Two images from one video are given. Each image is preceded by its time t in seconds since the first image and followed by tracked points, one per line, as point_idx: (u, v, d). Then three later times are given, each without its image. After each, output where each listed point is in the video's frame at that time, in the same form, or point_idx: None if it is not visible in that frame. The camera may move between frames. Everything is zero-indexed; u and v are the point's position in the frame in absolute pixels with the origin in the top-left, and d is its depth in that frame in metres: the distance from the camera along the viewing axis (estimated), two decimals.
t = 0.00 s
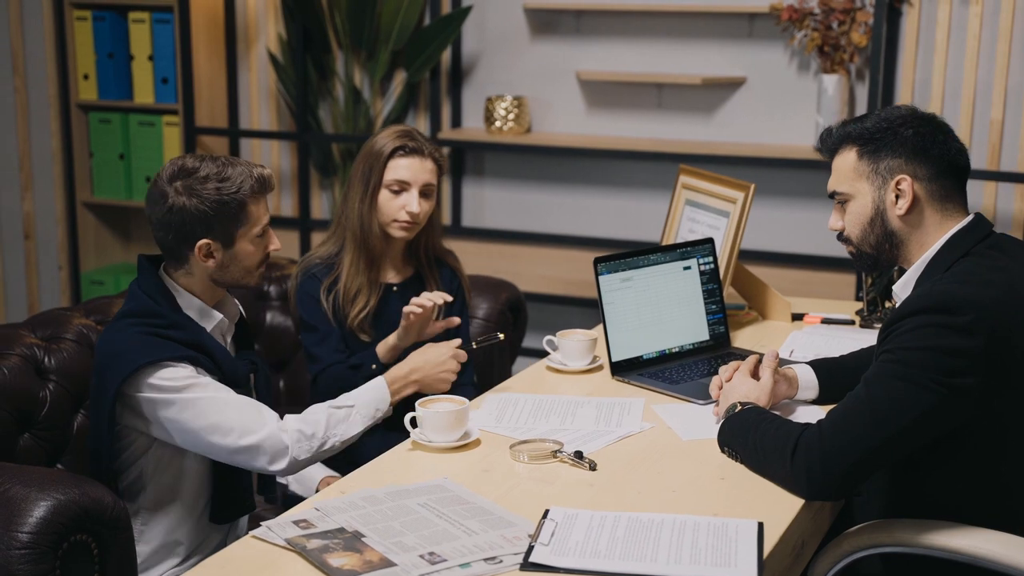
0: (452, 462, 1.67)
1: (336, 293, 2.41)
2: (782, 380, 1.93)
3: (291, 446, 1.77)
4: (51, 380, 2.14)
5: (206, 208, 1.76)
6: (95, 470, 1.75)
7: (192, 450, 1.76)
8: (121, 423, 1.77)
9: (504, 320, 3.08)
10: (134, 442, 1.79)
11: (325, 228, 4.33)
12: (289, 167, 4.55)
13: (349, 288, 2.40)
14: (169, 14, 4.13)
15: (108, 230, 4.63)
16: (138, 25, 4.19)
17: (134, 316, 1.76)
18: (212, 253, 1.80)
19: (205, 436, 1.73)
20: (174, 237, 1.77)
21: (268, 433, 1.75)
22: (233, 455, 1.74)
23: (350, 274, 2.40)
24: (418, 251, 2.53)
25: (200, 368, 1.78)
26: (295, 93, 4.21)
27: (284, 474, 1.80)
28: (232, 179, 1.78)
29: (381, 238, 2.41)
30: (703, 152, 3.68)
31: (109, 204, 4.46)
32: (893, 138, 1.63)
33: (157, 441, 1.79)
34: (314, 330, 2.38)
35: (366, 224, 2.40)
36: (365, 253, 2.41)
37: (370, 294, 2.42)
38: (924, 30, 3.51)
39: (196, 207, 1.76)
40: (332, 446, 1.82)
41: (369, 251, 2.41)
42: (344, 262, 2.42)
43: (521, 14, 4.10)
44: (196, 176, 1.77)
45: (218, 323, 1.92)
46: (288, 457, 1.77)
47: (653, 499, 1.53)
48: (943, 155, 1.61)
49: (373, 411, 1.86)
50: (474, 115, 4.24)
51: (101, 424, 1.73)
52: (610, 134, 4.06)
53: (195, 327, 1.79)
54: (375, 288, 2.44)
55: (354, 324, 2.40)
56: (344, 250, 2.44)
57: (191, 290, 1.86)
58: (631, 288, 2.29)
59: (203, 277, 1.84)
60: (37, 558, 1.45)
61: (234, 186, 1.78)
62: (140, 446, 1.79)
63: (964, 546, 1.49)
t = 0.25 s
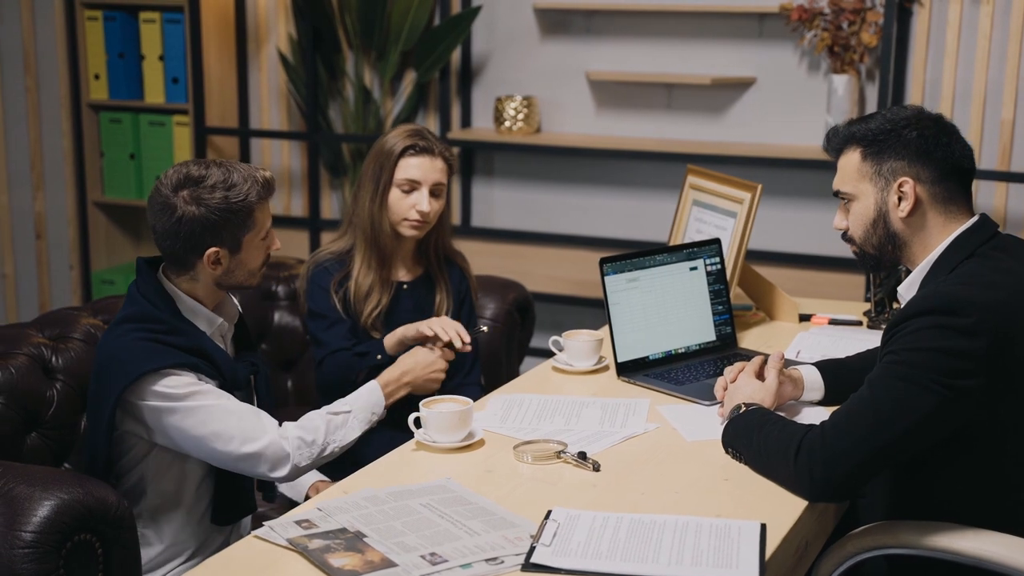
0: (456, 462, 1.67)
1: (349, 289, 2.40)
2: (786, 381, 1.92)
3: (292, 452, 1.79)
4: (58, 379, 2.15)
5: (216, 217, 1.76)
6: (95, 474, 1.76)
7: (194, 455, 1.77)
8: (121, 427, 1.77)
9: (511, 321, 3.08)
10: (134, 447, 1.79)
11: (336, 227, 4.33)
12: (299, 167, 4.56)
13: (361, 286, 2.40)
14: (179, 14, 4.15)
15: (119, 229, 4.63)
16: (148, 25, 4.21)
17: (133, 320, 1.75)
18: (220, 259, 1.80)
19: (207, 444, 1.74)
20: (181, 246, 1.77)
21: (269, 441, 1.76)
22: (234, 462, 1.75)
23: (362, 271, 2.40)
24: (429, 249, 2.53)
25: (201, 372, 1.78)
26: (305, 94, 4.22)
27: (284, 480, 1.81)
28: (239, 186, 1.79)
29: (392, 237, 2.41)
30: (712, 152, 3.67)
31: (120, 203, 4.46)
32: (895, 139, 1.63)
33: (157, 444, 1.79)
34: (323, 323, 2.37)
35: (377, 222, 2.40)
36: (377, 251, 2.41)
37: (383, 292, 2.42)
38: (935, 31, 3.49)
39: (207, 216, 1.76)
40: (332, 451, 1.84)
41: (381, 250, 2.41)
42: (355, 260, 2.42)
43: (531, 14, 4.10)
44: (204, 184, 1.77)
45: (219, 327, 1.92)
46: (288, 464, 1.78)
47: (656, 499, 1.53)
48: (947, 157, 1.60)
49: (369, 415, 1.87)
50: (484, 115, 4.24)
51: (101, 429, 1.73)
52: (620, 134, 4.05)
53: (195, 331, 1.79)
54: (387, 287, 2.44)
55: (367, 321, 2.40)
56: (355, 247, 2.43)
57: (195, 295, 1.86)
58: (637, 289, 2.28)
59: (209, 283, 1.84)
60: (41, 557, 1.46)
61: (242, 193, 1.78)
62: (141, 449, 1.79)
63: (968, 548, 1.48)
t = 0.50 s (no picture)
0: (456, 462, 1.67)
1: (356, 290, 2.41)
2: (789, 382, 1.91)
3: (292, 451, 1.79)
4: (62, 379, 2.15)
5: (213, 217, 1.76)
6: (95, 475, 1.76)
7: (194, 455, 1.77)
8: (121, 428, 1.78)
9: (516, 321, 3.08)
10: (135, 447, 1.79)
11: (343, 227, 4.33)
12: (305, 167, 4.57)
13: (368, 286, 2.40)
14: (186, 14, 4.14)
15: (126, 229, 4.62)
16: (155, 25, 4.21)
17: (133, 320, 1.76)
18: (216, 259, 1.81)
19: (207, 444, 1.74)
20: (179, 245, 1.78)
21: (270, 440, 1.77)
22: (235, 461, 1.76)
23: (369, 273, 2.41)
24: (437, 251, 2.53)
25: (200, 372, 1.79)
26: (312, 94, 4.23)
27: (285, 479, 1.81)
28: (236, 186, 1.79)
29: (400, 239, 2.41)
30: (718, 152, 3.67)
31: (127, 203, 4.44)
32: (897, 141, 1.63)
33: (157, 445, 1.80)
34: (325, 321, 2.39)
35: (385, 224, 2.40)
36: (384, 252, 2.41)
37: (391, 293, 2.43)
38: (942, 30, 3.48)
39: (203, 215, 1.76)
40: (332, 450, 1.84)
41: (389, 251, 2.41)
42: (363, 260, 2.42)
43: (537, 14, 4.09)
44: (201, 184, 1.77)
45: (219, 328, 1.93)
46: (289, 463, 1.79)
47: (656, 500, 1.53)
48: (948, 158, 1.60)
49: (369, 414, 1.87)
50: (490, 115, 4.24)
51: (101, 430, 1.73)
52: (625, 134, 4.05)
53: (195, 332, 1.80)
54: (394, 288, 2.44)
55: (374, 323, 2.41)
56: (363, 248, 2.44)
57: (194, 295, 1.87)
58: (640, 289, 2.28)
59: (206, 283, 1.85)
60: (41, 556, 1.46)
61: (238, 193, 1.78)
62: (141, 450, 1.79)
63: (968, 549, 1.47)
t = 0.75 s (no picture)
0: (457, 464, 1.67)
1: (365, 291, 2.42)
2: (792, 385, 1.91)
3: (291, 453, 1.79)
4: (67, 378, 2.16)
5: (205, 214, 1.77)
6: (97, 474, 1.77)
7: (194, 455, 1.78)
8: (123, 427, 1.78)
9: (522, 321, 3.08)
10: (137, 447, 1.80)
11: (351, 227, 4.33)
12: (313, 167, 4.58)
13: (376, 288, 2.41)
14: (195, 14, 4.14)
15: (136, 229, 4.60)
16: (164, 25, 4.20)
17: (136, 320, 1.77)
18: (206, 256, 1.81)
19: (206, 445, 1.74)
20: (171, 238, 1.79)
21: (268, 443, 1.77)
22: (234, 463, 1.76)
23: (378, 274, 2.41)
24: (446, 253, 2.53)
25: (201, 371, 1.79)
26: (319, 94, 4.23)
27: (284, 480, 1.81)
28: (235, 185, 1.79)
29: (410, 240, 2.42)
30: (726, 153, 3.66)
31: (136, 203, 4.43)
32: (899, 142, 1.62)
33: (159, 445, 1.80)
34: (332, 318, 2.39)
35: (395, 226, 2.40)
36: (394, 254, 2.42)
37: (400, 294, 2.43)
38: (951, 30, 3.47)
39: (196, 209, 1.77)
40: (332, 452, 1.83)
41: (399, 253, 2.42)
42: (372, 262, 2.43)
43: (545, 14, 4.09)
44: (199, 179, 1.78)
45: (221, 328, 1.93)
46: (288, 466, 1.79)
47: (657, 502, 1.53)
48: (950, 159, 1.59)
49: (368, 414, 1.87)
50: (498, 115, 4.24)
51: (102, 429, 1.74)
52: (633, 134, 4.04)
53: (196, 332, 1.80)
54: (404, 289, 2.45)
55: (383, 324, 2.41)
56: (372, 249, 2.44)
57: (188, 291, 1.87)
58: (644, 290, 2.27)
59: (199, 279, 1.85)
60: (42, 556, 1.46)
61: (235, 192, 1.79)
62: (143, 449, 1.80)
63: (971, 552, 1.47)
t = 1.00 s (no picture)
0: (459, 465, 1.67)
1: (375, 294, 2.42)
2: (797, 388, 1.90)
3: (279, 468, 1.77)
4: (73, 378, 2.16)
5: (204, 206, 1.79)
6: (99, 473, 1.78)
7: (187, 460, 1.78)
8: (125, 427, 1.79)
9: (528, 322, 3.08)
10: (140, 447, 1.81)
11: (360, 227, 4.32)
12: (322, 167, 4.58)
13: (387, 291, 2.41)
14: (204, 15, 4.14)
15: (146, 228, 4.61)
16: (174, 26, 4.20)
17: (140, 318, 1.78)
18: (205, 251, 1.82)
19: (198, 453, 1.74)
20: (172, 228, 1.82)
21: (259, 456, 1.76)
22: (224, 473, 1.76)
23: (388, 277, 2.42)
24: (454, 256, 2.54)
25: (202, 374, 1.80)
26: (328, 94, 4.23)
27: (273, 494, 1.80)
28: (238, 182, 1.81)
29: (420, 242, 2.42)
30: (734, 153, 3.65)
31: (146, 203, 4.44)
32: (904, 143, 1.62)
33: (160, 445, 1.80)
34: (344, 321, 2.39)
35: (405, 228, 2.41)
36: (404, 256, 2.43)
37: (411, 297, 2.43)
38: (961, 30, 3.45)
39: (198, 202, 1.79)
40: (320, 468, 1.81)
41: (409, 255, 2.43)
42: (382, 264, 2.43)
43: (554, 14, 4.09)
44: (203, 173, 1.81)
45: (226, 328, 1.93)
46: (276, 480, 1.77)
47: (659, 504, 1.52)
48: (955, 161, 1.58)
49: (361, 430, 1.85)
50: (507, 116, 4.24)
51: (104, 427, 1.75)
52: (641, 135, 4.04)
53: (200, 332, 1.81)
54: (414, 292, 2.45)
55: (394, 326, 2.41)
56: (382, 251, 2.45)
57: (191, 288, 1.88)
58: (649, 291, 2.27)
59: (200, 275, 1.86)
60: (44, 556, 1.47)
61: (236, 188, 1.80)
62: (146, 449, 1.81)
63: (974, 556, 1.46)
